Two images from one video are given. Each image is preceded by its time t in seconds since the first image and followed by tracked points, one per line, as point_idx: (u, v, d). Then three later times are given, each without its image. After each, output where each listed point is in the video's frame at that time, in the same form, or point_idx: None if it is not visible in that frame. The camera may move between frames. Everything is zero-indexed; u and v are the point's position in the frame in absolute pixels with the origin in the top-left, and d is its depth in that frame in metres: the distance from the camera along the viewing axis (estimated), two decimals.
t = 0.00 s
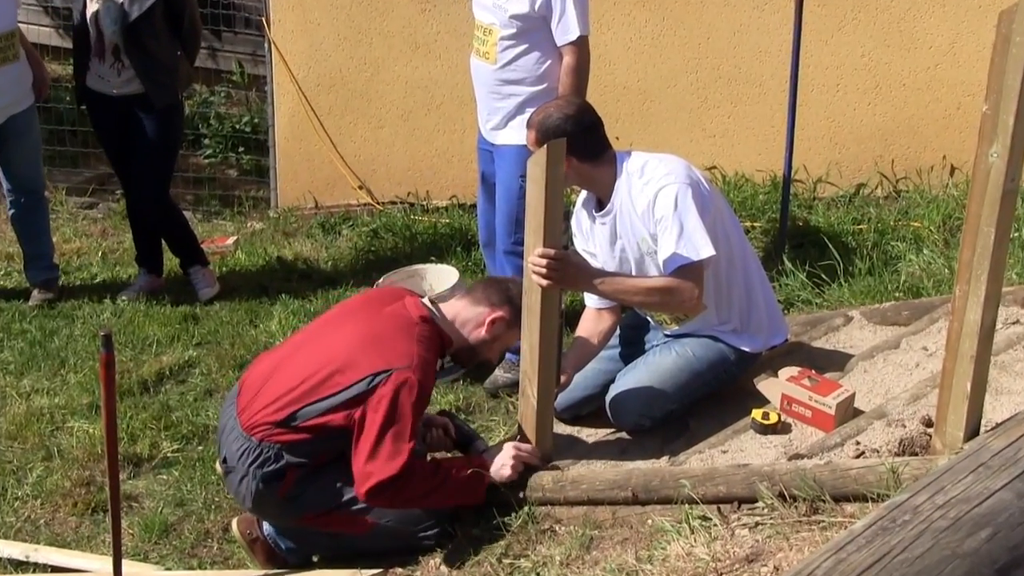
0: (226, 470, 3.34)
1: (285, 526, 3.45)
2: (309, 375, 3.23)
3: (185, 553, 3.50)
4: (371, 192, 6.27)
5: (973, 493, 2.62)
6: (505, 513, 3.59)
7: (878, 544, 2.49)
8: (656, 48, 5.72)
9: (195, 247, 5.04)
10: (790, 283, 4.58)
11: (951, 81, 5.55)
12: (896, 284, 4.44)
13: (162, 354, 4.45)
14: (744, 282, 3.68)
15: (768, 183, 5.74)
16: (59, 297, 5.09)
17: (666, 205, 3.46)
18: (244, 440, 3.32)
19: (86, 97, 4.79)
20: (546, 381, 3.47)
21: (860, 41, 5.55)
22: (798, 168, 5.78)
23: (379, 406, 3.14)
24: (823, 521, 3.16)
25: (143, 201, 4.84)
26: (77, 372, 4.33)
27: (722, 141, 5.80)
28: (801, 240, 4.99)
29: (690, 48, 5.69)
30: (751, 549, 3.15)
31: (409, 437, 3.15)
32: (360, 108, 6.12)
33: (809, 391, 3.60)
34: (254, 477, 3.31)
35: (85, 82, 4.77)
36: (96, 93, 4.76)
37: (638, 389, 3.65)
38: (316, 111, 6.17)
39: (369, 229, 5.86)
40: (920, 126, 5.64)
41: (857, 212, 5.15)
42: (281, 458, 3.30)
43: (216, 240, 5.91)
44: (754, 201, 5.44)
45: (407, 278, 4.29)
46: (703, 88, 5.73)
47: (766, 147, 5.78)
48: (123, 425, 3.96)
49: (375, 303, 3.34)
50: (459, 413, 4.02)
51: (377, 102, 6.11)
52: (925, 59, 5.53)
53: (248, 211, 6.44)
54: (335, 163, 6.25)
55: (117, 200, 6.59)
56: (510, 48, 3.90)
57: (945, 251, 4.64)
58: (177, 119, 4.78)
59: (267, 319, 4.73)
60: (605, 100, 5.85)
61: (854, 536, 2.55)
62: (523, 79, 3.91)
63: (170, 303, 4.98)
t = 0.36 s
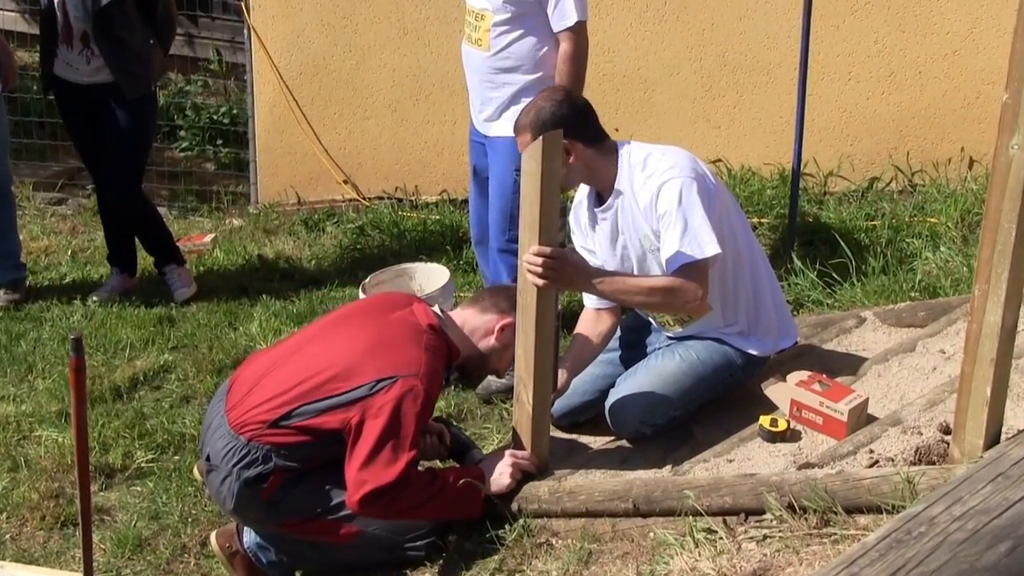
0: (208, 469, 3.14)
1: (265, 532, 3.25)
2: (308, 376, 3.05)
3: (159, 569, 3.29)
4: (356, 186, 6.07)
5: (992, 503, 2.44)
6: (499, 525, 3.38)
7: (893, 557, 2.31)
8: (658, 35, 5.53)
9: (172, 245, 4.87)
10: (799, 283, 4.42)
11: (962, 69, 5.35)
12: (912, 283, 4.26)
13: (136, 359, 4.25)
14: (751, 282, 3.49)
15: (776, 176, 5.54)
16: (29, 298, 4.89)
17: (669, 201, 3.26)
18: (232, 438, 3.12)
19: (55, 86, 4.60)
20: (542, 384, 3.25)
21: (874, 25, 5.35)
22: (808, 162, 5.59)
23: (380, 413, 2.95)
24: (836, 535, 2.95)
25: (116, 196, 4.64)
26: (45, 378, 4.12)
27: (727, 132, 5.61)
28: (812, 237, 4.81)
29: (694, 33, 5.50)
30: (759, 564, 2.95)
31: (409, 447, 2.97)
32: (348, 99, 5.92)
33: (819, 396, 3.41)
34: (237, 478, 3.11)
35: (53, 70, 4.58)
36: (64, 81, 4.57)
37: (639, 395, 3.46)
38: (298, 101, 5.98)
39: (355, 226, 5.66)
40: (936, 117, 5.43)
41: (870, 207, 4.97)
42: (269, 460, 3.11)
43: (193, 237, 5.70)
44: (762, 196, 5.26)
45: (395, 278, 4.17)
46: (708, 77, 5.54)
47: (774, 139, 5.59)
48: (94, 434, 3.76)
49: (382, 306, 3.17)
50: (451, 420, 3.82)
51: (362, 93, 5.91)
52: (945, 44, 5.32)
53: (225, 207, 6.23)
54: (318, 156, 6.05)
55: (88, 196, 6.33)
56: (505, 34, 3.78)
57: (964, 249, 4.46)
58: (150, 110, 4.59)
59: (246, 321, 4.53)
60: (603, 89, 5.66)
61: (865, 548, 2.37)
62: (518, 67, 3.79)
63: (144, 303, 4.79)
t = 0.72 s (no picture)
0: (186, 473, 2.95)
1: (244, 542, 3.05)
2: (295, 378, 2.86)
3: None
4: (341, 179, 5.90)
5: (1014, 515, 2.25)
6: (491, 540, 3.18)
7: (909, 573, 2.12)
8: (661, 20, 5.34)
9: (146, 244, 4.70)
10: (810, 283, 4.25)
11: (974, 55, 5.17)
12: (930, 282, 4.08)
13: (109, 363, 4.06)
14: (758, 281, 3.31)
15: (786, 169, 5.36)
16: None
17: (670, 196, 3.08)
18: (212, 442, 2.93)
19: (24, 74, 4.41)
20: (538, 389, 3.05)
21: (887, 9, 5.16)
22: (819, 155, 5.41)
23: (370, 418, 2.76)
24: (850, 549, 2.77)
25: (85, 191, 4.46)
26: (13, 384, 3.92)
27: (733, 123, 5.43)
28: (825, 234, 4.64)
29: (698, 19, 5.31)
30: None
31: (398, 454, 2.77)
32: (335, 90, 5.74)
33: (829, 404, 3.22)
34: (217, 484, 2.93)
35: (22, 58, 4.40)
36: (33, 69, 4.39)
37: (641, 402, 3.27)
38: (279, 90, 5.79)
39: (339, 223, 5.49)
40: (956, 107, 5.26)
41: (887, 203, 4.80)
42: (251, 466, 2.92)
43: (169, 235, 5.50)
44: (771, 191, 5.08)
45: (383, 277, 3.99)
46: (713, 64, 5.36)
47: (783, 131, 5.41)
48: (64, 444, 3.57)
49: (376, 307, 2.98)
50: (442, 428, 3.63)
51: (348, 83, 5.72)
52: (964, 29, 5.13)
53: (204, 204, 6.05)
54: (302, 149, 5.88)
55: (56, 190, 6.23)
56: (499, 18, 3.60)
57: (984, 246, 4.28)
58: (122, 99, 4.41)
59: (226, 324, 4.34)
60: (602, 78, 5.48)
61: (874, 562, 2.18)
62: (513, 54, 3.62)
63: (118, 305, 4.61)
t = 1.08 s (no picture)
0: (163, 484, 2.76)
1: (224, 557, 2.87)
2: (279, 385, 2.66)
3: None
4: (326, 173, 5.73)
5: None
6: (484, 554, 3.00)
7: None
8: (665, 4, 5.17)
9: (122, 241, 4.54)
10: (823, 283, 4.09)
11: (988, 43, 4.99)
12: (949, 280, 3.91)
13: (81, 367, 3.88)
14: (768, 281, 3.13)
15: (798, 162, 5.18)
16: None
17: (675, 190, 2.90)
18: (191, 451, 2.74)
19: None
20: (534, 395, 2.86)
21: None
22: (834, 145, 5.24)
23: (357, 427, 2.56)
24: (864, 562, 2.56)
25: (56, 183, 4.29)
26: None
27: (741, 113, 5.25)
28: (837, 230, 4.48)
29: (704, 3, 5.14)
30: None
31: (388, 466, 2.57)
32: (320, 80, 5.57)
33: (843, 409, 3.05)
34: (195, 496, 2.74)
35: None
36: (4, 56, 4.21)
37: (643, 408, 3.10)
38: (261, 77, 5.62)
39: (323, 218, 5.33)
40: (977, 96, 5.08)
41: (904, 198, 4.65)
42: (232, 477, 2.72)
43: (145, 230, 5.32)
44: (781, 185, 4.91)
45: (371, 276, 3.82)
46: (719, 51, 5.19)
47: (795, 121, 5.23)
48: (34, 453, 3.39)
49: (366, 310, 2.79)
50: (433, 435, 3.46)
51: (333, 70, 5.54)
52: (985, 14, 4.95)
53: (180, 198, 5.90)
54: (285, 141, 5.71)
55: (23, 181, 6.05)
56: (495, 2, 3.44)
57: (1005, 243, 4.10)
58: (96, 87, 4.23)
59: (204, 325, 4.17)
60: (603, 65, 5.32)
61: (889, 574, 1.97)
62: (508, 40, 3.46)
63: (92, 304, 4.45)
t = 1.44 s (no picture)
0: (143, 489, 2.57)
1: (209, 567, 2.69)
2: (269, 385, 2.48)
3: None
4: (311, 163, 5.56)
5: None
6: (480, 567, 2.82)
7: None
8: None
9: (96, 234, 4.38)
10: (839, 279, 3.93)
11: (1006, 28, 4.82)
12: (972, 276, 3.75)
13: (53, 369, 3.71)
14: (781, 277, 2.97)
15: (814, 151, 5.00)
16: None
17: (682, 181, 2.73)
18: (173, 455, 2.55)
19: None
20: (533, 397, 2.68)
21: None
22: (853, 132, 5.07)
23: (349, 431, 2.37)
24: None
25: (23, 169, 4.15)
26: None
27: (754, 100, 5.08)
28: (854, 224, 4.32)
29: None
30: None
31: (382, 471, 2.38)
32: (305, 64, 5.40)
33: (859, 411, 2.89)
34: (177, 502, 2.55)
35: None
36: None
37: (648, 411, 2.93)
38: (243, 61, 5.45)
39: (308, 210, 5.17)
40: (1003, 81, 4.90)
41: (925, 189, 4.49)
42: (217, 483, 2.54)
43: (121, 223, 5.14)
44: (795, 176, 4.74)
45: (359, 272, 3.65)
46: (730, 34, 5.01)
47: (809, 109, 5.06)
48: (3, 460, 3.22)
49: (362, 309, 2.60)
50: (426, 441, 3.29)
51: (319, 53, 5.37)
52: None
53: (158, 188, 5.75)
54: (269, 129, 5.54)
55: None
56: None
57: None
58: (66, 69, 4.08)
59: (183, 325, 4.00)
60: (606, 49, 5.15)
61: None
62: (503, 22, 3.30)
63: (66, 302, 4.29)
